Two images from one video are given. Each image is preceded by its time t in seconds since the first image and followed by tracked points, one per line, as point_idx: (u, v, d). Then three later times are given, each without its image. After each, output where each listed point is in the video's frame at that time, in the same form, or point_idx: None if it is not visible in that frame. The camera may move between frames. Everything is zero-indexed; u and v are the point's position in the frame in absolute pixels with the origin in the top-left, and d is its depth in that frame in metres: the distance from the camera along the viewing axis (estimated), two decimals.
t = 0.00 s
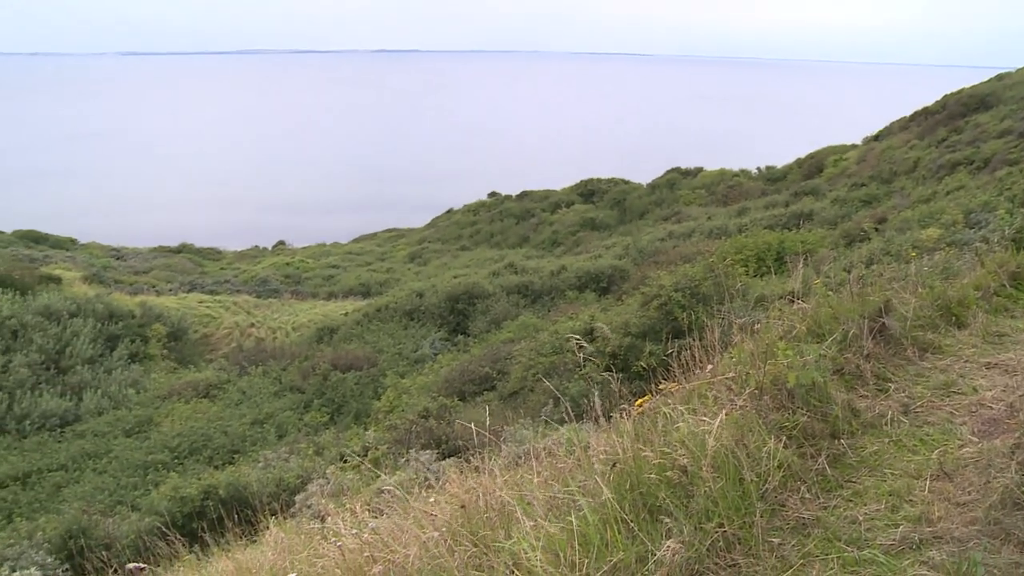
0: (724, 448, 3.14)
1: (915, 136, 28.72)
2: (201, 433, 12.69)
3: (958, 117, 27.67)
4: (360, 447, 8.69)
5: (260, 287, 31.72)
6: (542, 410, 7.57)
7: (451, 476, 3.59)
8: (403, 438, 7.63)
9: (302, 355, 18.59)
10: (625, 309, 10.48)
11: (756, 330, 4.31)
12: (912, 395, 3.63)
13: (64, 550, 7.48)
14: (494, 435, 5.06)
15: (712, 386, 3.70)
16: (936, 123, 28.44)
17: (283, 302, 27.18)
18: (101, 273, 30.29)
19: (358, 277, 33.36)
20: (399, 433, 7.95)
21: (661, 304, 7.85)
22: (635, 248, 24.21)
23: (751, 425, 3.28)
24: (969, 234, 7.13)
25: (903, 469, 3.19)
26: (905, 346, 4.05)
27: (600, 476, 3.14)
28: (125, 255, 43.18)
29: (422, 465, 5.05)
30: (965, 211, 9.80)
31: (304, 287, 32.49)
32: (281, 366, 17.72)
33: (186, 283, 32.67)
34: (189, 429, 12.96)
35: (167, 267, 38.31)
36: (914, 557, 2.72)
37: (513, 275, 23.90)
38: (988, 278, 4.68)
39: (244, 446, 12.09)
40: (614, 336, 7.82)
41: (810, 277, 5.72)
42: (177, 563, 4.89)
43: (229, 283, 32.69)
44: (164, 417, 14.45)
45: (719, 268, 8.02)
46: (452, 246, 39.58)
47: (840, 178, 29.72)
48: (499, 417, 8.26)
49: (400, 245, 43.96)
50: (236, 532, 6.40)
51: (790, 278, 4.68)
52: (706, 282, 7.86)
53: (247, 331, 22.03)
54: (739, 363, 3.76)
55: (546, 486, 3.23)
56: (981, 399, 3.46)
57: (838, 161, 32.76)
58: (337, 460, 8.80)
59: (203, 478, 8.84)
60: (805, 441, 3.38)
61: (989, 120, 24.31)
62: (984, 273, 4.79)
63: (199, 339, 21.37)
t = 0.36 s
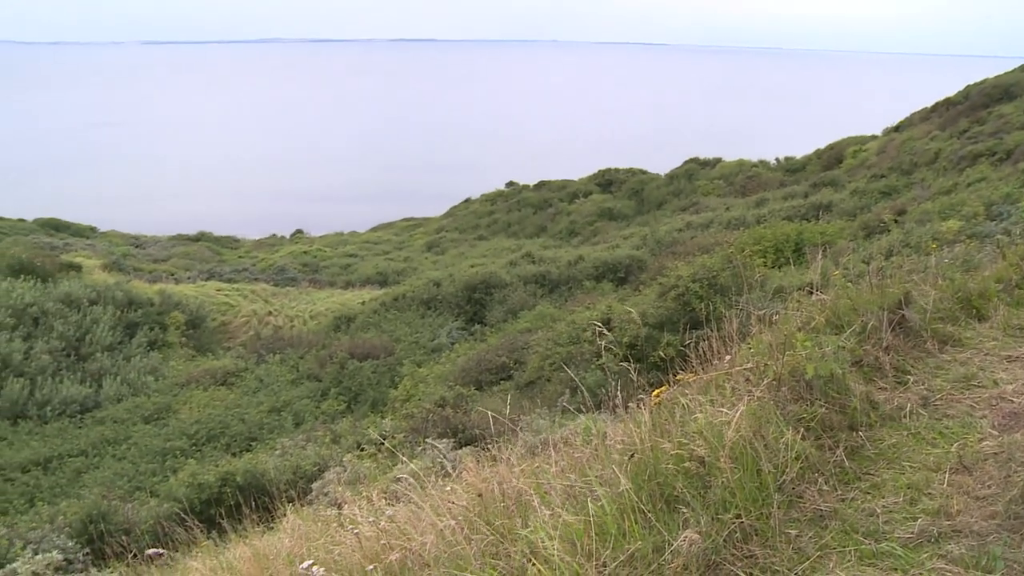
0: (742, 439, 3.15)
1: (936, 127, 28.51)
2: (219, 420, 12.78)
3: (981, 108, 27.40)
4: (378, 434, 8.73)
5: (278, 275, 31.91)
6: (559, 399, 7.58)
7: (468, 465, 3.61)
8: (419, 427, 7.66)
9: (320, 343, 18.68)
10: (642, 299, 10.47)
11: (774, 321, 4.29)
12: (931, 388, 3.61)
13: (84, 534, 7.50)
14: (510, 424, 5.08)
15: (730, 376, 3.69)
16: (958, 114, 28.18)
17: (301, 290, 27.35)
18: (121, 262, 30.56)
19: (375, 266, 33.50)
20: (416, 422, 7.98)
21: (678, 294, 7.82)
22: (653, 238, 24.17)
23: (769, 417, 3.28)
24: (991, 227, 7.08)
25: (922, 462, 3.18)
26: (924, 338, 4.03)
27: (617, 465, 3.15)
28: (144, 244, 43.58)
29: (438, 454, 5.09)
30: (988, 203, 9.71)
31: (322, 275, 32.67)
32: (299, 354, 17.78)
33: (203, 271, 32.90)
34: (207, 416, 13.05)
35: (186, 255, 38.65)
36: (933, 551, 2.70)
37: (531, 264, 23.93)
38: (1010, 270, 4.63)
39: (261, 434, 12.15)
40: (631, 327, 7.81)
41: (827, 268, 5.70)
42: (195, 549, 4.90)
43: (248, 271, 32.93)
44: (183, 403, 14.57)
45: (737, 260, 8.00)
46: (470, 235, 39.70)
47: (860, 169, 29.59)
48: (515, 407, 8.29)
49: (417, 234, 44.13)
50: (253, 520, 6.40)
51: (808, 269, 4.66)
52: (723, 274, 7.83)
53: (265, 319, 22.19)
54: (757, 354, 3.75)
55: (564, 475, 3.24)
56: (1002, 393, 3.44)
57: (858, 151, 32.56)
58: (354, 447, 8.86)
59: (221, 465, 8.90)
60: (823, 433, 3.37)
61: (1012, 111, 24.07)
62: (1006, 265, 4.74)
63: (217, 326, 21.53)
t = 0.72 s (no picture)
0: (757, 430, 3.15)
1: (956, 118, 28.33)
2: (235, 408, 12.83)
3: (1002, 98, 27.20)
4: (393, 423, 8.77)
5: (295, 262, 32.05)
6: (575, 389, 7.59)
7: (484, 453, 3.63)
8: (433, 415, 7.69)
9: (335, 331, 18.74)
10: (658, 290, 10.47)
11: (791, 312, 4.29)
12: (948, 380, 3.60)
13: (101, 520, 7.51)
14: (525, 414, 5.11)
15: (746, 367, 3.69)
16: (978, 105, 27.97)
17: (316, 278, 27.45)
18: (138, 249, 30.75)
19: (391, 255, 33.60)
20: (430, 410, 8.00)
21: (694, 285, 7.83)
22: (669, 228, 24.12)
23: (784, 407, 3.29)
24: (1011, 219, 7.03)
25: (938, 454, 3.16)
26: (942, 330, 4.01)
27: (632, 455, 3.16)
28: (161, 232, 43.89)
29: (454, 443, 5.14)
30: (1009, 194, 9.64)
31: (337, 263, 32.78)
32: (314, 342, 17.80)
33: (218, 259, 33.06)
34: (223, 403, 13.11)
35: (201, 243, 38.87)
36: (950, 543, 2.69)
37: (547, 254, 23.95)
38: None
39: (277, 422, 12.20)
40: (647, 317, 7.83)
41: (843, 260, 5.69)
42: (212, 535, 4.90)
43: (263, 259, 33.08)
44: (200, 391, 14.67)
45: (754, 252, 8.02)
46: (486, 225, 39.75)
47: (878, 160, 29.48)
48: (530, 396, 8.33)
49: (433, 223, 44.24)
50: (270, 505, 6.40)
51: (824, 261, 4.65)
52: (740, 266, 7.83)
53: (281, 308, 22.31)
54: (773, 345, 3.76)
55: (579, 464, 3.25)
56: (1021, 385, 3.42)
57: (873, 144, 32.32)
58: (369, 436, 8.90)
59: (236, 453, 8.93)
60: (839, 424, 3.37)
61: None
62: None
63: (233, 315, 21.66)
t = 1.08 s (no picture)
0: (772, 421, 3.16)
1: (975, 109, 28.09)
2: (250, 395, 12.90)
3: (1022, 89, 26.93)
4: (407, 411, 8.84)
5: (310, 251, 32.18)
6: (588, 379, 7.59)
7: (497, 442, 3.64)
8: (448, 404, 7.76)
9: (349, 320, 18.80)
10: (673, 279, 10.47)
11: (806, 303, 4.28)
12: (964, 372, 3.58)
13: (118, 505, 7.59)
14: (539, 403, 5.16)
15: (761, 358, 3.69)
16: (997, 95, 27.71)
17: (331, 267, 27.55)
18: (154, 237, 30.96)
19: (405, 244, 33.68)
20: (444, 399, 8.03)
21: (710, 276, 7.89)
22: (684, 218, 24.06)
23: (800, 398, 3.29)
24: None
25: (954, 447, 3.15)
26: (959, 322, 3.98)
27: (647, 446, 3.17)
28: (177, 220, 44.19)
29: (468, 432, 5.21)
30: None
31: (352, 253, 32.90)
32: (329, 331, 17.85)
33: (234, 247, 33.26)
34: (239, 391, 13.19)
35: (216, 232, 39.10)
36: (965, 537, 2.68)
37: (561, 243, 23.95)
38: None
39: (291, 410, 12.26)
40: (662, 307, 7.87)
41: (860, 251, 5.66)
42: (225, 522, 4.91)
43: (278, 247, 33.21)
44: (215, 378, 14.77)
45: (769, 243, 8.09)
46: (500, 215, 39.78)
47: (895, 151, 29.33)
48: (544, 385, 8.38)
49: (448, 213, 44.32)
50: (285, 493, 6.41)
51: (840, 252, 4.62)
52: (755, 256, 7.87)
53: (296, 297, 22.42)
54: (789, 336, 3.75)
55: (594, 453, 3.27)
56: None
57: (889, 137, 32.08)
58: (383, 424, 8.95)
59: (251, 440, 8.97)
60: (855, 416, 3.36)
61: None
62: None
63: (249, 303, 21.78)
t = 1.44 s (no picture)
0: (791, 413, 3.15)
1: (1001, 100, 27.72)
2: (269, 382, 12.97)
3: None
4: (424, 400, 8.94)
5: (329, 239, 32.32)
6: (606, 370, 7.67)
7: (515, 432, 3.65)
8: (466, 393, 7.87)
9: (368, 308, 18.83)
10: (692, 270, 10.46)
11: (825, 295, 4.26)
12: (987, 367, 3.55)
13: (138, 490, 7.67)
14: (555, 393, 5.25)
15: (780, 349, 3.69)
16: None
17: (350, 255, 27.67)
18: (174, 225, 31.22)
19: (425, 233, 33.79)
20: (462, 388, 8.13)
21: (729, 267, 8.01)
22: (703, 209, 23.96)
23: (819, 390, 3.28)
24: None
25: (975, 442, 3.12)
26: (981, 316, 3.94)
27: (665, 436, 3.18)
28: (197, 207, 44.61)
29: (484, 422, 5.31)
30: None
31: (371, 241, 33.05)
32: (347, 319, 17.91)
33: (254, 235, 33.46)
34: (259, 378, 13.28)
35: (236, 219, 39.39)
36: (986, 532, 2.66)
37: (580, 233, 23.92)
38: None
39: (309, 397, 12.33)
40: (682, 297, 7.93)
41: (880, 244, 5.63)
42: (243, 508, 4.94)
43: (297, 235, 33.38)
44: (234, 365, 14.89)
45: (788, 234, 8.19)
46: (519, 204, 39.83)
47: (917, 143, 29.05)
48: (562, 375, 8.46)
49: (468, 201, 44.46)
50: (303, 478, 6.45)
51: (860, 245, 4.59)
52: (775, 248, 7.97)
53: (315, 284, 22.55)
54: (808, 328, 3.74)
55: (612, 444, 3.27)
56: None
57: (912, 129, 31.77)
58: (400, 412, 9.03)
59: (269, 427, 9.02)
60: (874, 409, 3.35)
61: None
62: None
63: (268, 290, 21.93)
